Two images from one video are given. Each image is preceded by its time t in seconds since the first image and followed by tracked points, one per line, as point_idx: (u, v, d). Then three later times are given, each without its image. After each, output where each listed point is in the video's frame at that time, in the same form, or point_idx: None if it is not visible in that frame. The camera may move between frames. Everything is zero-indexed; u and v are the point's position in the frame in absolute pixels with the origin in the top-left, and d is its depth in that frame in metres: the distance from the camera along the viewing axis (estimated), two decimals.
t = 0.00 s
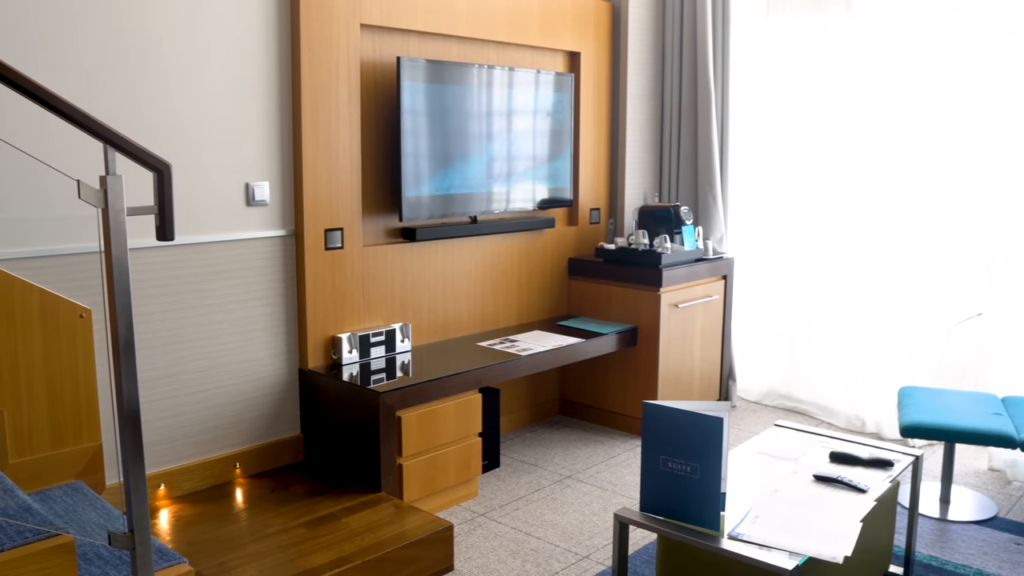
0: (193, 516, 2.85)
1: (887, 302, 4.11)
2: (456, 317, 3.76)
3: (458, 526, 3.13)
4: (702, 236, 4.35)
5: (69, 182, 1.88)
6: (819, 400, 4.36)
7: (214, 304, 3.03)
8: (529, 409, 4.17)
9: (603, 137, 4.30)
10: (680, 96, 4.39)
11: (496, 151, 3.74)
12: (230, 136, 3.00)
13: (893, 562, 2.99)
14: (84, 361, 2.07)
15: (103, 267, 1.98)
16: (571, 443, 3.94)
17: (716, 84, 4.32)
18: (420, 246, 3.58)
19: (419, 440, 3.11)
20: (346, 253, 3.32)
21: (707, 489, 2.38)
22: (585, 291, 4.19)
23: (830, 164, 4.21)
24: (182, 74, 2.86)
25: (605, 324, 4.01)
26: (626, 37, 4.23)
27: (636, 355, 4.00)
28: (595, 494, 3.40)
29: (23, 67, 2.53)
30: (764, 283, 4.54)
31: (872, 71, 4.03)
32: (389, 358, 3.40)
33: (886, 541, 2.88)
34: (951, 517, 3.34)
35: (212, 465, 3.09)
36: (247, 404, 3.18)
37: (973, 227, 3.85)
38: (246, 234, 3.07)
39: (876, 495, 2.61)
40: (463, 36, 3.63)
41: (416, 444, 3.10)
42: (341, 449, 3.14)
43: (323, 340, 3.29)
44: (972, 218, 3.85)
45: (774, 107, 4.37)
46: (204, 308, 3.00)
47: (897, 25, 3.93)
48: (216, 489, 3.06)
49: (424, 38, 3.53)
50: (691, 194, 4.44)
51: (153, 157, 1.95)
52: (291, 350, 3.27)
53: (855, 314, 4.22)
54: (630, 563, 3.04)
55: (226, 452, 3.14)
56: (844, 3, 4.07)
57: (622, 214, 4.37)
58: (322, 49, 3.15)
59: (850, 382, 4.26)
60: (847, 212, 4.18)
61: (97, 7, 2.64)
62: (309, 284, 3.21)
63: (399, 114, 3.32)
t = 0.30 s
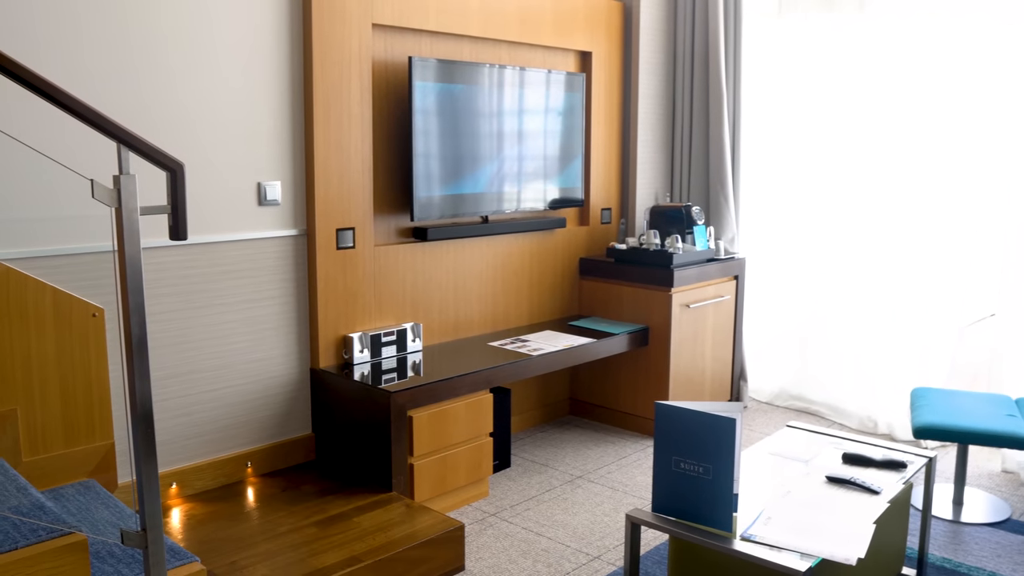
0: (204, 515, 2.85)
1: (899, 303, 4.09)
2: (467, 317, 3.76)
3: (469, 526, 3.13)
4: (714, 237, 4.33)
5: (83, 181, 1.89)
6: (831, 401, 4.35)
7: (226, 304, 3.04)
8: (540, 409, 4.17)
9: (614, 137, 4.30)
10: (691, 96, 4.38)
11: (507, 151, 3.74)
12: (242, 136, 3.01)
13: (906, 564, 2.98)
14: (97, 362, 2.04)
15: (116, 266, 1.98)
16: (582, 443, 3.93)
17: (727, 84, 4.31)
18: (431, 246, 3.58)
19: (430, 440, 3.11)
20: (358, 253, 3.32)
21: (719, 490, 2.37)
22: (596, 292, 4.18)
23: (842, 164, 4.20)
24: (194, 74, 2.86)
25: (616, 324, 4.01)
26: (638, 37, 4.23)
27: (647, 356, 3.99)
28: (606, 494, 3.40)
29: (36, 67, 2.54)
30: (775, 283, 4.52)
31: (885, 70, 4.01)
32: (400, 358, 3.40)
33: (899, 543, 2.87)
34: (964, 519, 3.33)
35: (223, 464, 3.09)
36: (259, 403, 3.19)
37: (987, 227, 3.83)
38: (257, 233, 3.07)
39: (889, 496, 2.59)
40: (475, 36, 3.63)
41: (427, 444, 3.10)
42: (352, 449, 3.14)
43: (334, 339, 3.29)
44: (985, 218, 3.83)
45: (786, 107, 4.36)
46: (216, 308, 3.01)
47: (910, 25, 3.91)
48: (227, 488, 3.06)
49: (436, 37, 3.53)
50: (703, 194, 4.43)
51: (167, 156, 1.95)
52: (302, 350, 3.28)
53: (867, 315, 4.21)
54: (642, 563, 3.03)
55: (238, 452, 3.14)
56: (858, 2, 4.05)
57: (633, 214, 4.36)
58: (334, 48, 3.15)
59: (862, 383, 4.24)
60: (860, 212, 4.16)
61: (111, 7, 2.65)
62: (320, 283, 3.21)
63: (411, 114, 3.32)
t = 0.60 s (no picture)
0: (215, 515, 2.86)
1: (911, 304, 4.07)
2: (478, 317, 3.76)
3: (480, 527, 3.13)
4: (724, 237, 4.32)
5: (96, 181, 1.90)
6: (842, 402, 4.33)
7: (237, 304, 3.04)
8: (550, 409, 4.16)
9: (625, 137, 4.29)
10: (702, 96, 4.37)
11: (517, 151, 3.74)
12: (254, 136, 3.01)
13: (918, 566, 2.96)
14: (108, 356, 2.03)
15: (128, 266, 1.99)
16: (592, 444, 3.92)
17: (738, 84, 4.30)
18: (442, 246, 3.58)
19: (441, 440, 3.11)
20: (369, 253, 3.32)
21: (730, 491, 2.37)
22: (606, 292, 4.18)
23: (854, 164, 4.18)
24: (206, 74, 2.87)
25: (626, 325, 4.00)
26: (649, 37, 4.22)
27: (658, 356, 3.98)
28: (617, 495, 3.39)
29: (49, 68, 2.54)
30: (786, 284, 4.51)
31: (897, 70, 3.99)
32: (411, 358, 3.40)
33: (912, 545, 2.85)
34: (977, 521, 3.31)
35: (234, 464, 3.10)
36: (270, 403, 3.19)
37: (999, 228, 3.81)
38: (268, 233, 3.08)
39: (902, 498, 2.58)
40: (486, 36, 3.62)
41: (438, 444, 3.10)
42: (363, 449, 3.14)
43: (345, 340, 3.30)
44: (998, 219, 3.81)
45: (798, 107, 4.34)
46: (227, 308, 3.01)
47: (924, 25, 3.89)
48: (238, 488, 3.07)
49: (447, 38, 3.53)
50: (714, 194, 4.42)
51: (179, 156, 1.95)
52: (313, 350, 3.28)
53: (879, 316, 4.19)
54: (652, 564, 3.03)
55: (249, 452, 3.15)
56: (869, 2, 4.04)
57: (644, 214, 4.35)
58: (345, 48, 3.15)
59: (873, 384, 4.22)
60: (872, 212, 4.15)
61: (123, 8, 2.66)
62: (331, 284, 3.21)
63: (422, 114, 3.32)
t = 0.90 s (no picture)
0: (227, 514, 2.87)
1: (924, 305, 4.05)
2: (489, 317, 3.76)
3: (491, 527, 3.13)
4: (736, 238, 4.31)
5: (111, 181, 1.92)
6: (854, 404, 4.32)
7: (249, 303, 3.05)
8: (561, 410, 4.16)
9: (636, 137, 4.29)
10: (714, 96, 4.37)
11: (528, 151, 3.74)
12: (265, 136, 3.02)
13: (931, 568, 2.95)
14: (122, 354, 2.00)
15: (143, 264, 2.01)
16: (603, 445, 3.92)
17: (750, 84, 4.29)
18: (453, 246, 3.58)
19: (452, 440, 3.12)
20: (380, 253, 3.33)
21: (743, 493, 2.36)
22: (617, 293, 4.17)
23: (866, 165, 4.17)
24: (218, 74, 2.88)
25: (637, 325, 3.99)
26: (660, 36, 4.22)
27: (668, 357, 3.98)
28: (628, 496, 3.38)
29: (63, 68, 2.56)
30: (798, 285, 4.50)
31: (910, 70, 3.97)
32: (422, 358, 3.41)
33: (924, 548, 2.84)
34: (990, 524, 3.29)
35: (246, 463, 3.11)
36: (282, 402, 3.20)
37: (1013, 229, 3.79)
38: (280, 233, 3.09)
39: (915, 500, 2.57)
40: (497, 37, 3.63)
41: (449, 444, 3.10)
42: (374, 449, 3.15)
43: (356, 339, 3.30)
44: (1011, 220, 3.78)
45: (810, 107, 4.33)
46: (239, 307, 3.02)
47: (937, 25, 3.87)
48: (249, 487, 3.07)
49: (459, 38, 3.53)
50: (725, 195, 4.42)
51: (192, 156, 1.97)
52: (324, 350, 3.29)
53: (891, 317, 4.17)
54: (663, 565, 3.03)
55: (260, 451, 3.15)
56: (882, 2, 4.02)
57: (655, 215, 4.35)
58: (357, 48, 3.16)
59: (885, 386, 4.21)
60: (884, 213, 4.13)
61: (137, 9, 2.67)
62: (343, 284, 3.22)
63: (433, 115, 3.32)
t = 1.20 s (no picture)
0: (240, 513, 2.88)
1: (937, 306, 4.03)
2: (501, 317, 3.76)
3: (502, 527, 3.13)
4: (748, 238, 4.30)
5: (124, 182, 1.90)
6: (866, 405, 4.30)
7: (262, 303, 3.06)
8: (572, 410, 4.16)
9: (648, 137, 4.29)
10: (726, 96, 4.36)
11: (540, 152, 3.74)
12: (278, 136, 3.03)
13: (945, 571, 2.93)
14: (136, 355, 2.04)
15: (155, 264, 2.01)
16: (615, 445, 3.92)
17: (763, 84, 4.28)
18: (465, 247, 3.58)
19: (464, 440, 3.12)
20: (392, 253, 3.33)
21: (756, 494, 2.35)
22: (629, 293, 4.17)
23: (879, 165, 4.15)
24: (231, 75, 2.88)
25: (649, 326, 3.99)
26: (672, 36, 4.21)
27: (680, 358, 3.97)
28: (640, 496, 3.38)
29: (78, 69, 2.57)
30: (811, 286, 4.48)
31: (923, 70, 3.96)
32: (434, 358, 3.41)
33: (939, 550, 2.83)
34: (1005, 526, 3.27)
35: (259, 462, 3.12)
36: (294, 402, 3.21)
37: None
38: (293, 233, 3.09)
39: (929, 502, 2.56)
40: (509, 37, 3.63)
41: (461, 444, 3.11)
42: (386, 449, 3.15)
43: (368, 339, 3.31)
44: None
45: (823, 108, 4.31)
46: (252, 307, 3.03)
47: (951, 25, 3.85)
48: (262, 486, 3.08)
49: (471, 38, 3.53)
50: (738, 195, 4.41)
51: (206, 157, 1.97)
52: (337, 349, 3.29)
53: (904, 318, 4.15)
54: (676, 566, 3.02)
55: (273, 450, 3.16)
56: (896, 2, 4.00)
57: (667, 215, 4.34)
58: (369, 49, 3.17)
59: (898, 387, 4.19)
60: (897, 214, 4.11)
61: (151, 10, 2.68)
62: (355, 284, 3.23)
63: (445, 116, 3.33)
